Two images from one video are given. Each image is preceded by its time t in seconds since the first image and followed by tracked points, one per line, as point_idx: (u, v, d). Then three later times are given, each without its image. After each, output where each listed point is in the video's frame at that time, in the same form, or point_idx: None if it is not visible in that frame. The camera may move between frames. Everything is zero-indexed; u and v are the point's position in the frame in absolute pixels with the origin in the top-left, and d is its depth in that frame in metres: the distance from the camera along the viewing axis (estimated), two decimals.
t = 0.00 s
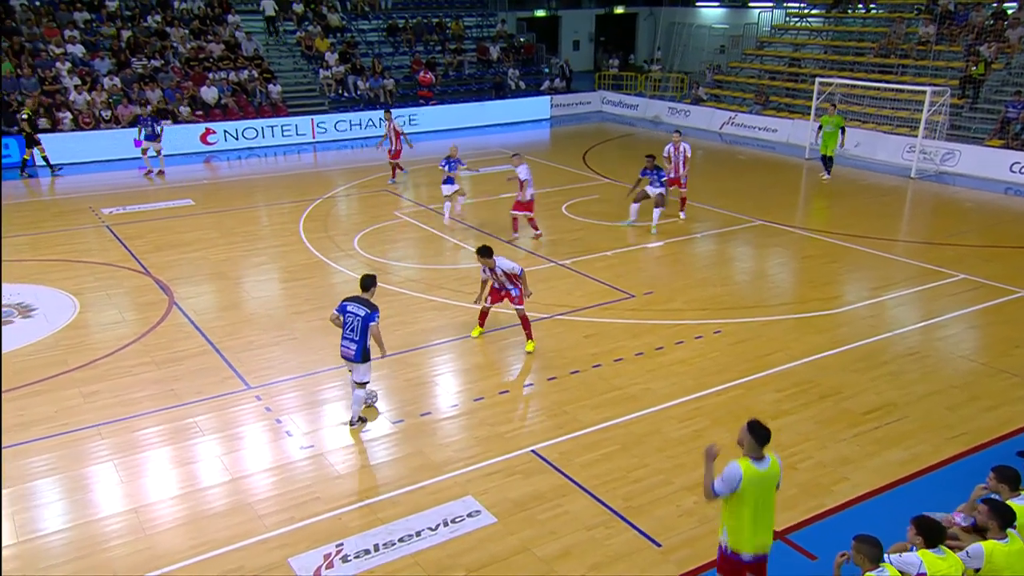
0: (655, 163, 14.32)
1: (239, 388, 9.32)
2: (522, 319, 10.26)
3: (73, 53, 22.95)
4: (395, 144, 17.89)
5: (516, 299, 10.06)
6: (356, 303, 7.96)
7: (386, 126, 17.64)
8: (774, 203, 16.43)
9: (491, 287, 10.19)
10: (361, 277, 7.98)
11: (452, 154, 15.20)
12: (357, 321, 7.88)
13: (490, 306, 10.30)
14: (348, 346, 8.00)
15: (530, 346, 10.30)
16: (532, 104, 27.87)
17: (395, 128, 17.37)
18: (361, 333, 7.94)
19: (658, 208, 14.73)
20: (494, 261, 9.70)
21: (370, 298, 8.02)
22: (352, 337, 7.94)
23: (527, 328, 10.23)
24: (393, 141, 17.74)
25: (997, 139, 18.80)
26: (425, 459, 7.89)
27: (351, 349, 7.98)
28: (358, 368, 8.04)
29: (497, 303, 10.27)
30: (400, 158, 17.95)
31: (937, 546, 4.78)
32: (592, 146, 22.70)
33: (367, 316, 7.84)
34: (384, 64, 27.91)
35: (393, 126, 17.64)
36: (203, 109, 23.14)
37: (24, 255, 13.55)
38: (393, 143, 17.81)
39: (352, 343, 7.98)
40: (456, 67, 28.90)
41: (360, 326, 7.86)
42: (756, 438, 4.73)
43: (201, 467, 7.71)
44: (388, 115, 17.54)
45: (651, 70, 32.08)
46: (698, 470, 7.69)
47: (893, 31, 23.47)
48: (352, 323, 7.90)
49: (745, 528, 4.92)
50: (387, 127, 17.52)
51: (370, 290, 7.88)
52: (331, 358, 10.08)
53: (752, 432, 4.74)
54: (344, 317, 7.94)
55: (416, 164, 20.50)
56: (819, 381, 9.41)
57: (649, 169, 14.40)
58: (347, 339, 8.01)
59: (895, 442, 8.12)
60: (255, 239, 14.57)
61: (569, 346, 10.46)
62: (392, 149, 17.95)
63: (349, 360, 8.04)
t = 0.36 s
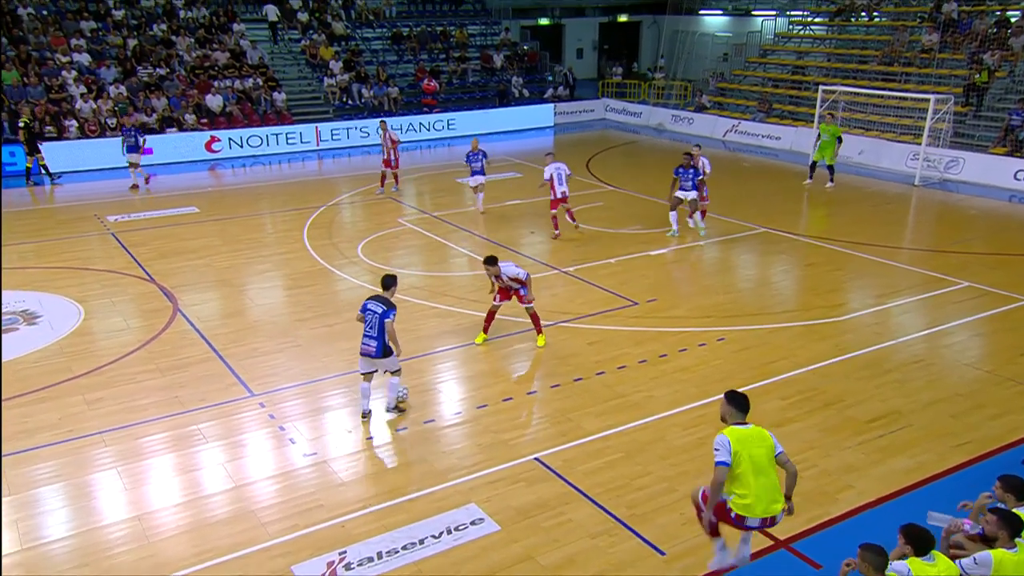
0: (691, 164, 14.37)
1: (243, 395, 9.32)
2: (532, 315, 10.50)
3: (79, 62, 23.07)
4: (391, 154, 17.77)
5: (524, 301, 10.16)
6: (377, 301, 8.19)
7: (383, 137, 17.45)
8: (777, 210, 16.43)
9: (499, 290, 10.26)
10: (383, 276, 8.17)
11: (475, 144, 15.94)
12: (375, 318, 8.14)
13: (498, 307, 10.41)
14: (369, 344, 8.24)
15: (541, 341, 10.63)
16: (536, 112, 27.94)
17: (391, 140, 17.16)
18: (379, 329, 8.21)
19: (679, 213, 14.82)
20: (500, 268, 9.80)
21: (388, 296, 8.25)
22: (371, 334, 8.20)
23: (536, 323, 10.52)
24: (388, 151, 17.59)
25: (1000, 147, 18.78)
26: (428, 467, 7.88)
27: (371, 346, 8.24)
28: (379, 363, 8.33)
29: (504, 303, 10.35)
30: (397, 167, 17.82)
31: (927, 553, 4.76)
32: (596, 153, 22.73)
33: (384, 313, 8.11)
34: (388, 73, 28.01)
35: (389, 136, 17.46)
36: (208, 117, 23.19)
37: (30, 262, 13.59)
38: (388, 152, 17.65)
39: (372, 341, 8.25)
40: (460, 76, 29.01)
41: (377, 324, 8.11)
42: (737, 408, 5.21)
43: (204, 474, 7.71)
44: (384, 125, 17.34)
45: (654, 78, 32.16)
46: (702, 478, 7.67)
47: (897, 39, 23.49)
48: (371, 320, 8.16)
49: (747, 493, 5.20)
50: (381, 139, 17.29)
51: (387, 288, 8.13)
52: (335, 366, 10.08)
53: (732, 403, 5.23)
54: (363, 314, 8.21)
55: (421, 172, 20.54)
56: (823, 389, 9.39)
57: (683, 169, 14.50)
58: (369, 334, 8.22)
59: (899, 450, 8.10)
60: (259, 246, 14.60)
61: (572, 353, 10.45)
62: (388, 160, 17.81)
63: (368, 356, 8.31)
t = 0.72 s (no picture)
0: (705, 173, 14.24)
1: (243, 400, 9.32)
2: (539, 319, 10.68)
3: (80, 68, 23.13)
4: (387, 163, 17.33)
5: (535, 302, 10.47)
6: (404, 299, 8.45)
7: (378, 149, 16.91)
8: (778, 216, 16.45)
9: (509, 291, 10.53)
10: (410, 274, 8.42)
11: (496, 144, 17.48)
12: (404, 314, 8.36)
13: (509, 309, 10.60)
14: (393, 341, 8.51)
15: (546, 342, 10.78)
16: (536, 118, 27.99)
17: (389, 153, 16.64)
18: (407, 326, 8.43)
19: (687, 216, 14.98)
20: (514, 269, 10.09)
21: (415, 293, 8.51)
22: (399, 331, 8.41)
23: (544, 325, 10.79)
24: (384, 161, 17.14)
25: (1000, 154, 18.78)
26: (428, 473, 7.87)
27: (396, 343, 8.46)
28: (404, 360, 8.50)
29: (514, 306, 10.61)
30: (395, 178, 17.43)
31: (922, 558, 4.77)
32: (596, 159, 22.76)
33: (415, 310, 8.37)
34: (389, 79, 28.08)
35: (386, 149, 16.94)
36: (209, 122, 23.36)
37: (30, 268, 13.60)
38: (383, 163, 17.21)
39: (398, 337, 8.45)
40: (460, 82, 29.08)
41: (406, 320, 8.33)
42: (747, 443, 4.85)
43: (204, 480, 7.70)
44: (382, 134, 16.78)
45: (654, 84, 32.23)
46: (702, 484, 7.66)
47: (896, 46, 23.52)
48: (400, 317, 8.38)
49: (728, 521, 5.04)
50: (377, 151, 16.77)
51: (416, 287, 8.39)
52: (334, 371, 10.08)
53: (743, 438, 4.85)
54: (391, 312, 8.44)
55: (421, 178, 20.57)
56: (824, 395, 9.38)
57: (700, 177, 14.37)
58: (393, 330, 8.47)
59: (900, 457, 8.09)
60: (260, 252, 14.61)
61: (572, 359, 10.45)
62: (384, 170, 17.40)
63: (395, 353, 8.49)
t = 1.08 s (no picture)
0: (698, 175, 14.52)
1: (235, 408, 9.29)
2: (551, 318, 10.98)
3: (71, 76, 23.07)
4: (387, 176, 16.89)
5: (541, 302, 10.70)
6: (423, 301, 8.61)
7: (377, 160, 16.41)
8: (769, 222, 16.50)
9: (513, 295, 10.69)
10: (430, 277, 8.64)
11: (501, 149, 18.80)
12: (423, 316, 8.57)
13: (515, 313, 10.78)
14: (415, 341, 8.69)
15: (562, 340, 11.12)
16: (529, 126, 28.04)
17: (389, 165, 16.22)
18: (426, 327, 8.65)
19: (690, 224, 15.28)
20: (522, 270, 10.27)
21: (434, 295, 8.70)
22: (418, 331, 8.62)
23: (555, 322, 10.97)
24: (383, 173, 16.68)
25: (989, 161, 18.89)
26: (421, 480, 7.86)
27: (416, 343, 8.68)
28: (424, 358, 8.77)
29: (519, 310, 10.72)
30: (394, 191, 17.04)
31: (913, 565, 4.77)
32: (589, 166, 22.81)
33: (432, 312, 8.54)
34: (381, 86, 28.10)
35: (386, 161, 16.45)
36: (202, 130, 23.02)
37: (21, 276, 13.54)
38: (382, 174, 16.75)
39: (417, 337, 8.70)
40: (452, 89, 29.11)
41: (425, 322, 8.53)
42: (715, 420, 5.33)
43: (196, 489, 7.67)
44: (381, 145, 16.20)
45: (646, 92, 32.35)
46: (695, 491, 7.66)
47: (885, 54, 23.65)
48: (418, 318, 8.59)
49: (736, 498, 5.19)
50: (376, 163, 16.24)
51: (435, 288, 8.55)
52: (327, 379, 10.06)
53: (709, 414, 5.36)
54: (409, 313, 8.62)
55: (414, 185, 20.57)
56: (816, 401, 9.41)
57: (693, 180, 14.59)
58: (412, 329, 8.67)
59: (892, 462, 8.12)
60: (252, 259, 14.58)
61: (565, 365, 10.46)
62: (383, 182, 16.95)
63: (415, 352, 8.74)
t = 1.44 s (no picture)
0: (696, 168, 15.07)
1: (230, 414, 9.27)
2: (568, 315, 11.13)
3: (66, 81, 23.04)
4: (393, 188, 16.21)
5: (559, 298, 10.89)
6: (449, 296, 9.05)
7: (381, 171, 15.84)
8: (764, 227, 16.54)
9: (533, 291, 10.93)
10: (451, 273, 9.02)
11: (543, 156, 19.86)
12: (448, 310, 9.01)
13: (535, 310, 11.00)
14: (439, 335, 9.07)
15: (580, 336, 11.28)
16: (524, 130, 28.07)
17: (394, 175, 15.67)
18: (450, 322, 9.08)
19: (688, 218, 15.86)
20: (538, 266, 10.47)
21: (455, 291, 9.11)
22: (442, 325, 9.04)
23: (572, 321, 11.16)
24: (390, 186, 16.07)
25: (982, 164, 18.97)
26: (417, 485, 7.85)
27: (440, 338, 9.08)
28: (448, 353, 9.17)
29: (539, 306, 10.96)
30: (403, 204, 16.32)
31: (910, 570, 4.76)
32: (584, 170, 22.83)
33: (458, 306, 9.02)
34: (377, 91, 28.13)
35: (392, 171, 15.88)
36: (197, 134, 23.17)
37: (16, 281, 13.50)
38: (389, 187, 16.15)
39: (443, 332, 9.10)
40: (448, 93, 29.14)
41: (450, 316, 8.96)
42: (731, 452, 4.87)
43: (191, 494, 7.64)
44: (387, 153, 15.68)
45: (641, 96, 32.41)
46: (691, 495, 7.66)
47: (879, 58, 23.72)
48: (443, 313, 9.00)
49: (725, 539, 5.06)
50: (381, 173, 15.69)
51: (458, 284, 9.00)
52: (322, 384, 10.04)
53: (729, 447, 4.87)
54: (435, 308, 9.03)
55: (409, 189, 20.56)
56: (811, 405, 9.42)
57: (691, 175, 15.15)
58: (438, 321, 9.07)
59: (887, 466, 8.13)
60: (247, 264, 14.55)
61: (560, 370, 10.46)
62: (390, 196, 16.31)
63: (438, 347, 9.13)
